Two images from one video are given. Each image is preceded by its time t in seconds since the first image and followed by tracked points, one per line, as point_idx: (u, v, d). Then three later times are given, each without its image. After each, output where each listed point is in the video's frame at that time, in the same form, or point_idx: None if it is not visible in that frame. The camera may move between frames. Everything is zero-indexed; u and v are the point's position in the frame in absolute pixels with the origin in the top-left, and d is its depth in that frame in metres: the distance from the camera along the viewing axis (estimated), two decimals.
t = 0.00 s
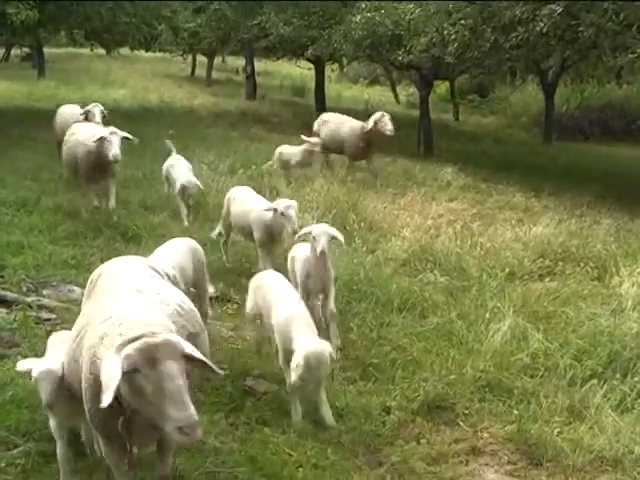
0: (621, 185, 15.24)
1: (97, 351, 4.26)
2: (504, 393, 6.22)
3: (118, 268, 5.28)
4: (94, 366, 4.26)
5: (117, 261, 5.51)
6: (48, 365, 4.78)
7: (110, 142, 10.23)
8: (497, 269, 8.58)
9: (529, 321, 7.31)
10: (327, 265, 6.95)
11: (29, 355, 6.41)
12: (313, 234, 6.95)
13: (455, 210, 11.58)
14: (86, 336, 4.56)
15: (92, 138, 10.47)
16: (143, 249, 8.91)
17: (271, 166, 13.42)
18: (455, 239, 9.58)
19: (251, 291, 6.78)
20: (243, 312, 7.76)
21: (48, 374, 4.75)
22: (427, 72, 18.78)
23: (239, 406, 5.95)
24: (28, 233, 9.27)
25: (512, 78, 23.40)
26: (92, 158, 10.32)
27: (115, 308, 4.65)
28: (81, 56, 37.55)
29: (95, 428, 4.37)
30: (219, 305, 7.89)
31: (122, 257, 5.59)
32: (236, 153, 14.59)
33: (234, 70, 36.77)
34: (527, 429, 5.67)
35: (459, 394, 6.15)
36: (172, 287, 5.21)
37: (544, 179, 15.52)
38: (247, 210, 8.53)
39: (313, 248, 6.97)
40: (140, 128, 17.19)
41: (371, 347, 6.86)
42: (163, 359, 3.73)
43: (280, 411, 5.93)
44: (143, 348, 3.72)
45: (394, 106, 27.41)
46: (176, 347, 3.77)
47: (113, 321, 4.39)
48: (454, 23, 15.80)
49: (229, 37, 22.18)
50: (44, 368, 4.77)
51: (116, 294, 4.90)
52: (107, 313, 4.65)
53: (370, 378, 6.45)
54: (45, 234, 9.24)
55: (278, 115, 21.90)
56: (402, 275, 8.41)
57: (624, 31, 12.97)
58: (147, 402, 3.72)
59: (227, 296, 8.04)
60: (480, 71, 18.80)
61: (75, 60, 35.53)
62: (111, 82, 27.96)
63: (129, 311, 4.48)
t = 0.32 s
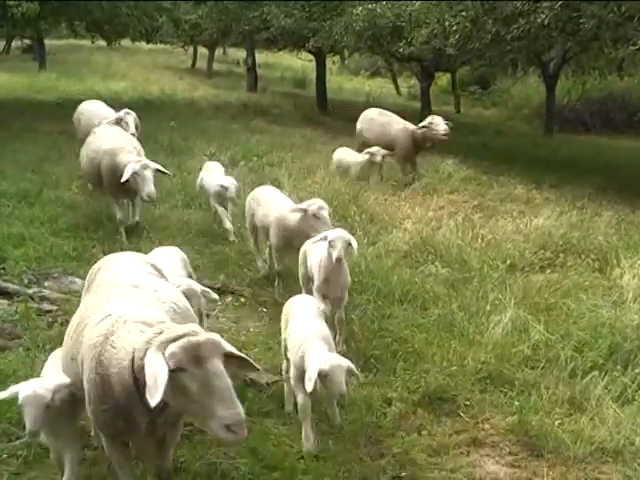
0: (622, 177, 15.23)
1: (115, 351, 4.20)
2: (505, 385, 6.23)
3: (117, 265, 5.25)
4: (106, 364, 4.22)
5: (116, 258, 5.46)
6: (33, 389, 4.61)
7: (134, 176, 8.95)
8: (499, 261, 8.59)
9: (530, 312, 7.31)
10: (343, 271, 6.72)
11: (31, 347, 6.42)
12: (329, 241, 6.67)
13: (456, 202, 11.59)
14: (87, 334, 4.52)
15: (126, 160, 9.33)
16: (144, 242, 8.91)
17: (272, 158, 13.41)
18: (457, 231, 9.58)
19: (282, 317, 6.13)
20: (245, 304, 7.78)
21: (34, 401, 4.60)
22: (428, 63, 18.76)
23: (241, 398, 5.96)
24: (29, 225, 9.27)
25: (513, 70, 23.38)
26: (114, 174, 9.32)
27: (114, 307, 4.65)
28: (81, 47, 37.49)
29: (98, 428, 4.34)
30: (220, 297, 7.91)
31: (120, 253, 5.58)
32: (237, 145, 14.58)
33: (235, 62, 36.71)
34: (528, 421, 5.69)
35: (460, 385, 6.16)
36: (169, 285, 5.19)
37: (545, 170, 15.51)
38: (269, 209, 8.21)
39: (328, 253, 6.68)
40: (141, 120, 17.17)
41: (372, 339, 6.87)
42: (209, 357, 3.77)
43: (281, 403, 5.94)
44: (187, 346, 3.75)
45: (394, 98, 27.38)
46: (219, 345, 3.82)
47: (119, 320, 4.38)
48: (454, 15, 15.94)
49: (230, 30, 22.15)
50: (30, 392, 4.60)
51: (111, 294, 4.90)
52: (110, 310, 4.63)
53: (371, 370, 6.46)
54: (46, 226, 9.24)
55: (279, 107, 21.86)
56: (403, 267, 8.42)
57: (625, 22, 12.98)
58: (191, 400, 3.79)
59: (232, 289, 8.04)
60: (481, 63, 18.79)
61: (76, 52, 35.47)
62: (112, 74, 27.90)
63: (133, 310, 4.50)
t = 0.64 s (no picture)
0: (622, 171, 15.23)
1: (153, 372, 4.13)
2: (504, 378, 6.24)
3: (120, 265, 5.25)
4: (131, 376, 4.16)
5: (119, 256, 5.44)
6: (12, 403, 4.42)
7: (176, 194, 8.40)
8: (497, 254, 8.60)
9: (529, 305, 7.32)
10: (346, 270, 6.65)
11: (31, 340, 6.43)
12: (333, 239, 6.56)
13: (456, 196, 11.59)
14: (101, 340, 4.40)
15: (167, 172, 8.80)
16: (144, 236, 8.92)
17: (272, 151, 13.41)
18: (456, 225, 9.59)
19: (280, 324, 5.97)
20: (243, 298, 7.79)
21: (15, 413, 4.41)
22: (427, 57, 18.76)
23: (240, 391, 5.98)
24: (29, 218, 9.28)
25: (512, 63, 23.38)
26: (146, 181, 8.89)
27: (123, 311, 4.58)
28: (81, 41, 37.42)
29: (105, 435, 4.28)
30: (220, 291, 7.93)
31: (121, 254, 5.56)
32: (237, 138, 14.58)
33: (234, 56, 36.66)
34: (527, 414, 5.70)
35: (459, 379, 6.17)
36: (170, 279, 5.25)
37: (545, 164, 15.52)
38: (279, 204, 7.90)
39: (333, 251, 6.57)
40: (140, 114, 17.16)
41: (371, 332, 6.87)
42: (280, 421, 3.78)
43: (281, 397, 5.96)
44: (263, 411, 3.76)
45: (395, 91, 27.38)
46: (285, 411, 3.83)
47: (138, 333, 4.33)
48: (454, 9, 16.09)
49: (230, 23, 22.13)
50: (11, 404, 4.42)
51: (114, 296, 4.82)
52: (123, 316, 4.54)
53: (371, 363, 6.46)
54: (46, 219, 9.26)
55: (278, 100, 21.83)
56: (403, 260, 8.42)
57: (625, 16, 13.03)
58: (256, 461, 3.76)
59: (228, 280, 8.10)
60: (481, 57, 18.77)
61: (76, 46, 35.42)
62: (111, 67, 27.87)
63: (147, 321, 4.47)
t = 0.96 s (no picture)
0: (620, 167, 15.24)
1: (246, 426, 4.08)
2: (503, 374, 6.24)
3: (136, 282, 5.11)
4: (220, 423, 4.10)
5: (125, 267, 5.39)
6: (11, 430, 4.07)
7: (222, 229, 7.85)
8: (496, 250, 8.61)
9: (527, 301, 7.32)
10: (363, 285, 6.56)
11: (29, 337, 6.42)
12: (356, 257, 6.44)
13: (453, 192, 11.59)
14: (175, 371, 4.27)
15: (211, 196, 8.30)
16: (142, 233, 8.93)
17: (270, 148, 13.40)
18: (455, 222, 9.60)
19: (271, 326, 5.91)
20: (241, 295, 7.79)
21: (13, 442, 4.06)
22: (425, 54, 18.76)
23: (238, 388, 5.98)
24: (27, 215, 9.27)
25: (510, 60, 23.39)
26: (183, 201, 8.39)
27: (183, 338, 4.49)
28: (79, 38, 37.40)
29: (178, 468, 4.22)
30: (219, 288, 7.94)
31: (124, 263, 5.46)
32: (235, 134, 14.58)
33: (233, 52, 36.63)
34: (526, 410, 5.71)
35: (459, 375, 6.17)
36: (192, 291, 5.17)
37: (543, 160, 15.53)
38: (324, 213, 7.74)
39: (354, 268, 6.46)
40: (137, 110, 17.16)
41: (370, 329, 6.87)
42: None
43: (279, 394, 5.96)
44: None
45: (393, 88, 27.38)
46: None
47: (217, 374, 4.25)
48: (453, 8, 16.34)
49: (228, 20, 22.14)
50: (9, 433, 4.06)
51: (161, 319, 4.70)
52: (193, 343, 4.43)
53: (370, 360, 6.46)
54: (44, 216, 9.25)
55: (277, 97, 21.83)
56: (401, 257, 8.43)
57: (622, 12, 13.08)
58: None
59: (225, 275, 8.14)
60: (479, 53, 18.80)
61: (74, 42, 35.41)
62: (109, 64, 27.86)
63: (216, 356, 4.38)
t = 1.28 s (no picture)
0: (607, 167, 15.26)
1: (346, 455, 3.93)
2: (491, 375, 6.24)
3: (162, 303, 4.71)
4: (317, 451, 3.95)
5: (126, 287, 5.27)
6: None
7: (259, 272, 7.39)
8: (484, 252, 8.62)
9: (515, 302, 7.34)
10: (385, 307, 6.35)
11: (16, 342, 6.40)
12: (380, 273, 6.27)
13: (440, 194, 11.60)
14: (266, 393, 4.01)
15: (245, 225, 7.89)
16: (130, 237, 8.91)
17: (257, 150, 13.39)
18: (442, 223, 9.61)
19: (260, 327, 5.85)
20: (230, 299, 7.79)
21: None
22: (411, 55, 18.76)
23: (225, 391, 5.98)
24: (14, 219, 9.24)
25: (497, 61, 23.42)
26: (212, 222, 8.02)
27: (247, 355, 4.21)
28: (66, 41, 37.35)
29: None
30: (207, 291, 7.94)
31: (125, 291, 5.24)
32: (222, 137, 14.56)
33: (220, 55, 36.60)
34: (515, 411, 5.72)
35: (447, 377, 6.17)
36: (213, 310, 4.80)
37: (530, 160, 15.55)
38: (350, 235, 7.63)
39: (377, 285, 6.28)
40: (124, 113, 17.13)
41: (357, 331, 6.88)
42: None
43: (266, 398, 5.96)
44: None
45: (379, 89, 27.41)
46: None
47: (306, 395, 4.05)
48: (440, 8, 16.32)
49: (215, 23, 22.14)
50: None
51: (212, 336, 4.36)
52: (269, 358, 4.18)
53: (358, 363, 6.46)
54: (31, 220, 9.23)
55: (264, 99, 21.81)
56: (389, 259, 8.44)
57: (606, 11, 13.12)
58: None
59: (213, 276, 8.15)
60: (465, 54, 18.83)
61: (61, 46, 35.36)
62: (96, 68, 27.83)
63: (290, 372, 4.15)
